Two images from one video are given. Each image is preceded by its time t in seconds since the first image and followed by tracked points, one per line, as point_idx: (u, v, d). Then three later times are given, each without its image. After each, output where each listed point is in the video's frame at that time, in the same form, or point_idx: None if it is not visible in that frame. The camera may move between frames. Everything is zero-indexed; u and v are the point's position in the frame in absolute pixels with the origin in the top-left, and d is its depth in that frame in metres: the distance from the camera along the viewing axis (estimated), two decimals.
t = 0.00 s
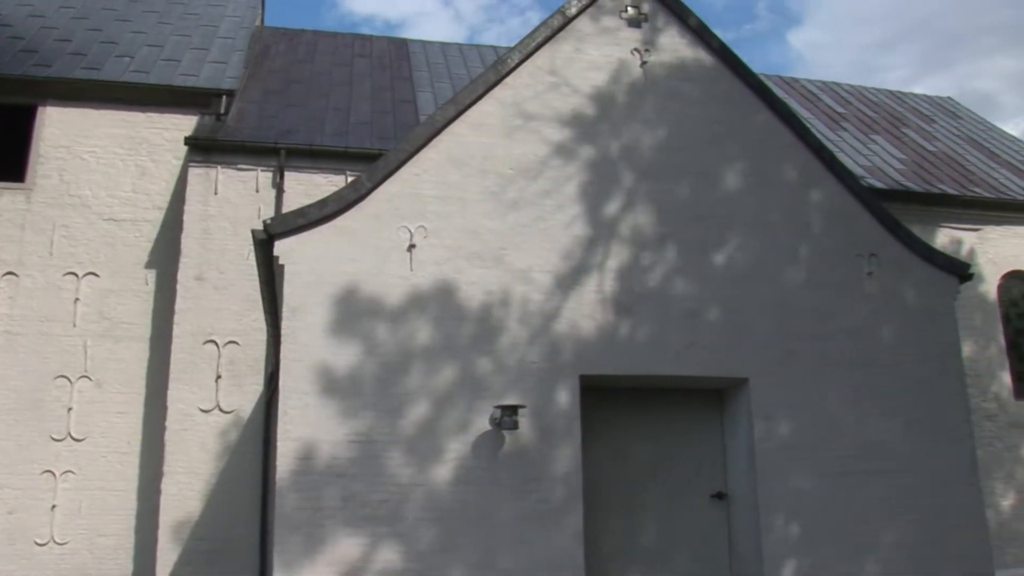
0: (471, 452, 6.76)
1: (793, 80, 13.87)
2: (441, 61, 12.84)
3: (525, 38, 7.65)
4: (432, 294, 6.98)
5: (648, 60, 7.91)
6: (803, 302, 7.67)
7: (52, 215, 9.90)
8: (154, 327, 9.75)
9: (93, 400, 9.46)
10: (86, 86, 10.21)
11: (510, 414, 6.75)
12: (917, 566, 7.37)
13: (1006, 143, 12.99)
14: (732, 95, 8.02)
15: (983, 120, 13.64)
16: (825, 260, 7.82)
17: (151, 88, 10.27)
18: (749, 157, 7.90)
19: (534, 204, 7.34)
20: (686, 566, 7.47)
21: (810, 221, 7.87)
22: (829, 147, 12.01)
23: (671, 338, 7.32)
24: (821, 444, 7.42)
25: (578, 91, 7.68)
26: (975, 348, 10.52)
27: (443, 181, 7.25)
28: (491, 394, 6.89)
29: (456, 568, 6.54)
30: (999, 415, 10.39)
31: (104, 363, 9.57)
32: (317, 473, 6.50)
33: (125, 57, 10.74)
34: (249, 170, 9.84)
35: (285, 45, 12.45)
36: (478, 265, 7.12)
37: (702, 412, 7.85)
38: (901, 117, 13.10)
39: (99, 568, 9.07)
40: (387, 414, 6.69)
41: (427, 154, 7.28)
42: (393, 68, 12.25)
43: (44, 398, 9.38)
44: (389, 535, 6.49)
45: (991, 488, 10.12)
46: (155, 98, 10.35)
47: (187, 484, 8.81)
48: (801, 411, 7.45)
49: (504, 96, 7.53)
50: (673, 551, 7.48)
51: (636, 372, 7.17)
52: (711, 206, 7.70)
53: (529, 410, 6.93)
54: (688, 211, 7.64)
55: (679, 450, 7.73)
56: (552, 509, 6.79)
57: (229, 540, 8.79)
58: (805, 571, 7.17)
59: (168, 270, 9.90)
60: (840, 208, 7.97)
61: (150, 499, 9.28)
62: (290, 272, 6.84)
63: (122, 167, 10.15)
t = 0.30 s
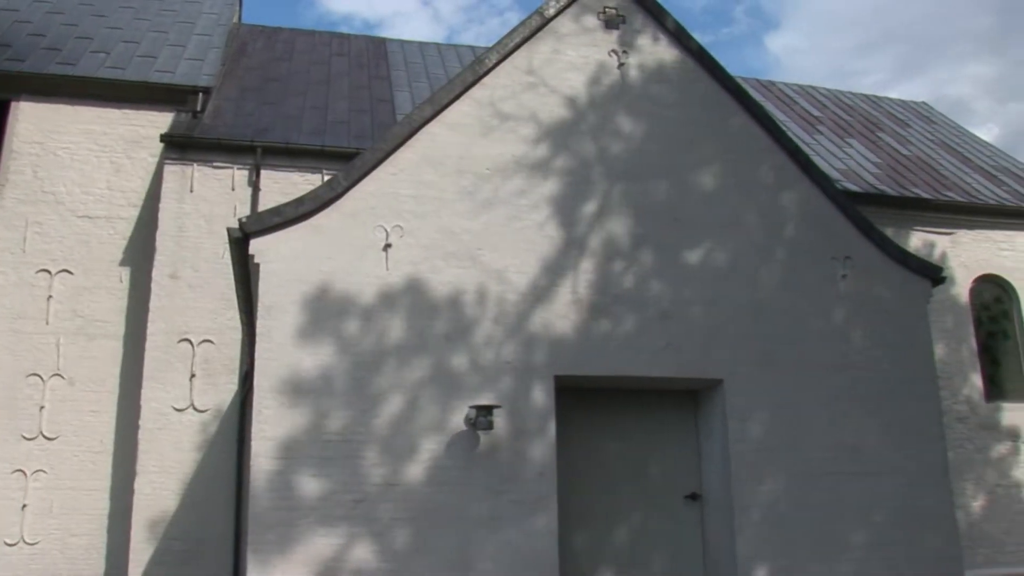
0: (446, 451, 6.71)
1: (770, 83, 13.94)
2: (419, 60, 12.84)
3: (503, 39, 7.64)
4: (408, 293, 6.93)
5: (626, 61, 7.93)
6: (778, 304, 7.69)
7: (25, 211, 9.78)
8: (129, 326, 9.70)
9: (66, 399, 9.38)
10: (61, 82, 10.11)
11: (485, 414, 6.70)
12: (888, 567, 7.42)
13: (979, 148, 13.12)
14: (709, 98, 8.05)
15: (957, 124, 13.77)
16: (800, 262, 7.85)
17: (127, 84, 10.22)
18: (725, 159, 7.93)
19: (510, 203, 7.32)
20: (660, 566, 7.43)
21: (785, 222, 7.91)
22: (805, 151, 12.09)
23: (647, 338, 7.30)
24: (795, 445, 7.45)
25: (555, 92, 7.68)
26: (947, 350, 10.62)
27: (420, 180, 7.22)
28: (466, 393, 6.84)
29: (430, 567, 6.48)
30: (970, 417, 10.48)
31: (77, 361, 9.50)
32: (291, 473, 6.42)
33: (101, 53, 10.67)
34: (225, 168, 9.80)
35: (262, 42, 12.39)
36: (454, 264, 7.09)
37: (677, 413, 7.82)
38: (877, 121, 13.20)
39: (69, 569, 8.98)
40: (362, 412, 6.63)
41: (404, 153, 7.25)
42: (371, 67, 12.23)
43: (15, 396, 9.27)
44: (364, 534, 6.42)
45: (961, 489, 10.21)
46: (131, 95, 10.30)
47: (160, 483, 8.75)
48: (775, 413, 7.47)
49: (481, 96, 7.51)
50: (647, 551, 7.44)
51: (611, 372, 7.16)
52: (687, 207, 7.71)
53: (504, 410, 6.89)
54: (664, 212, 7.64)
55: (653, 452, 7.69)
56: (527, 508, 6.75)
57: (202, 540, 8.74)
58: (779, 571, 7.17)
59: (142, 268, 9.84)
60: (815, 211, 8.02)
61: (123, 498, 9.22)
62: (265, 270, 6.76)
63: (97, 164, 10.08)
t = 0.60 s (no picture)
0: (421, 451, 6.70)
1: (747, 86, 14.00)
2: (397, 59, 12.82)
3: (481, 39, 7.63)
4: (382, 293, 6.91)
5: (603, 63, 7.94)
6: (753, 306, 7.73)
7: None
8: (103, 324, 9.64)
9: (38, 397, 9.30)
10: (35, 76, 10.00)
11: (461, 413, 6.73)
12: (860, 567, 7.46)
13: (953, 152, 13.25)
14: (686, 100, 8.08)
15: (930, 128, 13.90)
16: (775, 264, 7.89)
17: (102, 80, 10.14)
18: (702, 161, 7.96)
19: (487, 203, 7.32)
20: (635, 567, 7.39)
21: (761, 224, 7.95)
22: (781, 153, 12.16)
23: (623, 340, 7.31)
24: (768, 447, 7.48)
25: (532, 92, 7.68)
26: (920, 353, 10.72)
27: (396, 180, 7.20)
28: (441, 394, 6.83)
29: (403, 568, 6.46)
30: (941, 419, 10.57)
31: (50, 359, 9.42)
32: (264, 473, 6.38)
33: (76, 48, 10.58)
34: (201, 166, 9.76)
35: (239, 39, 12.32)
36: (429, 264, 7.08)
37: (653, 414, 7.79)
38: (852, 125, 13.30)
39: (40, 569, 8.90)
40: (337, 411, 6.61)
41: (380, 153, 7.22)
42: (349, 65, 12.20)
43: None
44: (337, 533, 6.40)
45: (933, 490, 10.30)
46: (106, 91, 10.22)
47: (133, 482, 8.70)
48: (750, 414, 7.49)
49: (458, 96, 7.50)
50: (621, 551, 7.40)
51: (587, 373, 7.15)
52: (663, 208, 7.73)
53: (479, 410, 6.89)
54: (641, 213, 7.65)
55: (629, 452, 7.66)
56: (501, 509, 6.75)
57: (176, 541, 8.69)
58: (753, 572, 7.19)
59: (117, 266, 9.78)
60: (790, 213, 8.06)
61: (96, 498, 9.15)
62: (241, 269, 6.72)
63: (71, 160, 9.99)
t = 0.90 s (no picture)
0: (397, 452, 6.65)
1: (725, 88, 14.05)
2: (376, 58, 12.78)
3: (459, 39, 7.62)
4: (359, 292, 6.86)
5: (582, 65, 7.96)
6: (729, 307, 7.75)
7: None
8: (77, 322, 9.56)
9: (11, 395, 9.22)
10: (10, 72, 9.92)
11: (436, 413, 6.68)
12: (833, 567, 7.50)
13: (928, 156, 13.36)
14: (663, 102, 8.10)
15: (906, 132, 14.00)
16: (751, 266, 7.93)
17: (79, 76, 10.07)
18: (679, 163, 7.99)
19: (465, 203, 7.29)
20: (612, 568, 7.32)
21: (738, 226, 7.99)
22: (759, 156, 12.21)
23: (600, 341, 7.30)
24: (744, 449, 7.48)
25: (510, 93, 7.67)
26: (895, 355, 10.79)
27: (374, 179, 7.15)
28: (418, 394, 6.79)
29: (379, 569, 6.42)
30: (915, 420, 10.65)
31: (23, 357, 9.34)
32: (239, 473, 6.30)
33: (52, 44, 10.50)
34: (178, 163, 9.71)
35: (218, 37, 12.26)
36: (406, 264, 7.03)
37: (629, 415, 7.72)
38: (829, 129, 13.38)
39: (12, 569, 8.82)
40: (313, 412, 6.54)
41: (358, 152, 7.17)
42: (327, 64, 12.16)
43: None
44: (313, 534, 6.34)
45: (906, 491, 10.38)
46: (83, 87, 10.15)
47: (107, 482, 8.64)
48: (726, 416, 7.50)
49: (436, 95, 7.47)
50: (597, 552, 7.32)
51: (565, 374, 7.14)
52: (641, 210, 7.74)
53: (455, 410, 6.86)
54: (618, 214, 7.66)
55: (605, 453, 7.58)
56: (477, 510, 6.72)
57: (150, 541, 8.66)
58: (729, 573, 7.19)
59: (92, 264, 9.71)
60: (766, 216, 8.10)
61: (69, 498, 9.09)
62: (217, 268, 6.64)
63: (46, 156, 9.92)
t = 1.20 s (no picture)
0: (374, 453, 6.59)
1: (703, 91, 14.10)
2: (355, 57, 12.76)
3: (438, 39, 7.61)
4: (336, 291, 6.81)
5: (561, 65, 7.97)
6: (706, 309, 7.78)
7: None
8: (52, 320, 9.48)
9: None
10: None
11: (413, 413, 6.62)
12: (808, 568, 7.53)
13: (904, 159, 13.47)
14: (641, 104, 8.13)
15: (882, 135, 14.12)
16: (728, 269, 7.96)
17: (55, 72, 10.00)
18: (657, 164, 8.01)
19: (443, 203, 7.27)
20: (588, 569, 7.30)
21: (714, 228, 8.02)
22: (737, 158, 12.27)
23: (577, 342, 7.30)
24: (720, 450, 7.50)
25: (488, 93, 7.67)
26: (871, 357, 10.86)
27: (352, 178, 7.11)
28: (395, 394, 6.75)
29: (356, 570, 6.34)
30: (890, 421, 10.72)
31: None
32: (214, 473, 6.21)
33: (28, 39, 10.42)
34: (155, 161, 9.66)
35: (196, 34, 12.20)
36: (383, 263, 6.98)
37: (606, 415, 7.73)
38: (807, 131, 13.46)
39: None
40: (290, 411, 6.48)
41: (336, 151, 7.13)
42: (306, 63, 12.12)
43: None
44: (288, 535, 6.26)
45: (880, 492, 10.45)
46: (59, 83, 10.08)
47: (81, 481, 8.60)
48: (702, 417, 7.52)
49: (415, 95, 7.45)
50: (573, 552, 7.29)
51: (542, 375, 7.14)
52: (618, 211, 7.76)
53: (432, 410, 6.81)
54: (596, 215, 7.68)
55: (582, 454, 7.57)
56: (454, 510, 6.67)
57: (124, 540, 8.62)
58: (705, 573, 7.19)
59: (67, 261, 9.64)
60: (742, 218, 8.15)
61: (42, 497, 9.01)
62: (194, 267, 6.55)
63: (21, 153, 9.83)
